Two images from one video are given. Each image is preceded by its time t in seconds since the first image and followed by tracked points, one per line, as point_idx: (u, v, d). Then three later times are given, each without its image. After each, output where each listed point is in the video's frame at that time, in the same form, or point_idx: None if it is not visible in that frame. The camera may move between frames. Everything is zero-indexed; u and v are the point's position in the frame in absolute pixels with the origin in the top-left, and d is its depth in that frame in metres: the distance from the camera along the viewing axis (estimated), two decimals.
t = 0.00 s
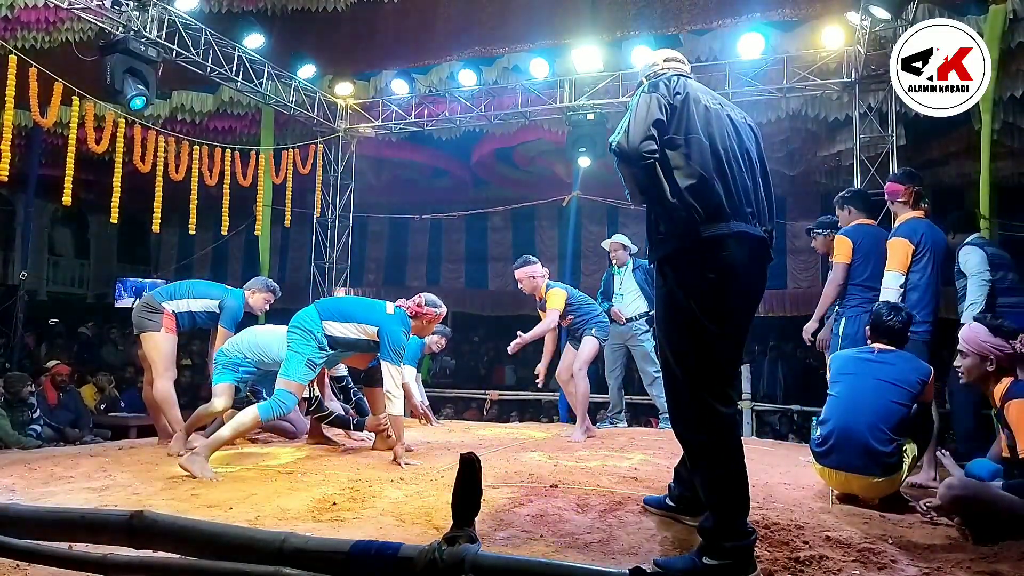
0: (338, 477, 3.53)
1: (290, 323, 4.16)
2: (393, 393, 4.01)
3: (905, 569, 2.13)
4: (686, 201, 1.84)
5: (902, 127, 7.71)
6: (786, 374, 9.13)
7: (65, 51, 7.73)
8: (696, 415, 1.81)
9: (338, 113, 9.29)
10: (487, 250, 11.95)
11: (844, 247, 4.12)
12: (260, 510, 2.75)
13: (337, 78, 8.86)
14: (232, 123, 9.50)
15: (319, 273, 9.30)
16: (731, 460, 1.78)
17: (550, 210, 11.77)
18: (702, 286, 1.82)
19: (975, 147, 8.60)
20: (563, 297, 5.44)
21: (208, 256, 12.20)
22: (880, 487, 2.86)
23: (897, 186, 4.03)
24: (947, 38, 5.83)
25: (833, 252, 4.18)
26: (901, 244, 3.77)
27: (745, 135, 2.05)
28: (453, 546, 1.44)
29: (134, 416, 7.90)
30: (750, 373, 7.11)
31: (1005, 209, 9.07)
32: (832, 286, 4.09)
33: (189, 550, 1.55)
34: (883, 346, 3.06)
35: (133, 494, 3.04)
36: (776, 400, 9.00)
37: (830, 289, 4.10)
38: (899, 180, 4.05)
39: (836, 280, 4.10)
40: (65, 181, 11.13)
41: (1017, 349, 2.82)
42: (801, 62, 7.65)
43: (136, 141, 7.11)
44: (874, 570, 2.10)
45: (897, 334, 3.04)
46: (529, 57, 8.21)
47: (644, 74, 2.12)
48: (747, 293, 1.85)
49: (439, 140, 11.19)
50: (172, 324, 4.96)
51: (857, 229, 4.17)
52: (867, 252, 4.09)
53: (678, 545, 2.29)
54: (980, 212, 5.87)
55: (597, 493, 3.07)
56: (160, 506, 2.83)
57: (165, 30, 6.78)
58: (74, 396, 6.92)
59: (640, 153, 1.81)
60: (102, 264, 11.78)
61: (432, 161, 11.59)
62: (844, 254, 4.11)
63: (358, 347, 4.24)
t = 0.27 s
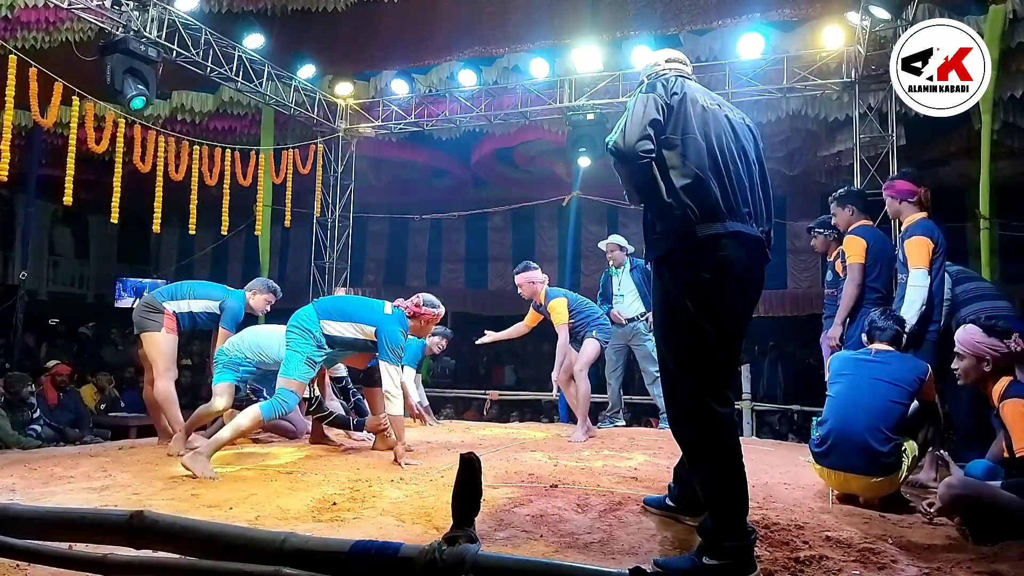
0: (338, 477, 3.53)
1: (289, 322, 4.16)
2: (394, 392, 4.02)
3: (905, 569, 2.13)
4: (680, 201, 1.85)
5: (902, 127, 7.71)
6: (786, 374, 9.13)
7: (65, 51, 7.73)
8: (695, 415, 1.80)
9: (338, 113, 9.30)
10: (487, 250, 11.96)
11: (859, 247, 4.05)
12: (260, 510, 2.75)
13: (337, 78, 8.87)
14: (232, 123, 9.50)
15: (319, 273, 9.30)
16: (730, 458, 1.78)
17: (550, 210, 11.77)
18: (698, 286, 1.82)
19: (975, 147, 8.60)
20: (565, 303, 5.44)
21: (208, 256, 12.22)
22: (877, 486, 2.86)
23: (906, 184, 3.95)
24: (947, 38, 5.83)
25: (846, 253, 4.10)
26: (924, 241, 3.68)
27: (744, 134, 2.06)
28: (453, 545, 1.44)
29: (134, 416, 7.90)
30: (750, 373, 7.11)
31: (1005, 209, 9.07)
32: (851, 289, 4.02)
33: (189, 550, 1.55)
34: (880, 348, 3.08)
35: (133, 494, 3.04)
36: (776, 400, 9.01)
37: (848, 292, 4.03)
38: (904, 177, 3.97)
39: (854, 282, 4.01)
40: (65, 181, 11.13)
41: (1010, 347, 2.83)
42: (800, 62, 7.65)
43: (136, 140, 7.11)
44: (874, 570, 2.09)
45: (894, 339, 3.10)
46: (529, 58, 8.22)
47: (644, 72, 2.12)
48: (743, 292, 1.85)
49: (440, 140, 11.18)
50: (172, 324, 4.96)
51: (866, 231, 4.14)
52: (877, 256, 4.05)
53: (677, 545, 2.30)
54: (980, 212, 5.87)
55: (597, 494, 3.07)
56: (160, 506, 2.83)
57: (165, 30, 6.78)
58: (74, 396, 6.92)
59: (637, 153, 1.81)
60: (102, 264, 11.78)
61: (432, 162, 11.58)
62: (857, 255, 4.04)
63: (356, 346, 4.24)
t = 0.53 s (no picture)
0: (337, 477, 3.53)
1: (288, 322, 4.17)
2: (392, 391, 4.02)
3: (905, 569, 2.13)
4: (680, 201, 1.85)
5: (902, 127, 7.71)
6: (786, 374, 9.13)
7: (64, 51, 7.73)
8: (695, 415, 1.80)
9: (338, 113, 9.30)
10: (487, 250, 11.97)
11: (868, 248, 4.03)
12: (260, 510, 2.75)
13: (337, 78, 8.87)
14: (232, 123, 9.51)
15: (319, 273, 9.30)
16: (729, 458, 1.78)
17: (550, 210, 11.78)
18: (698, 286, 1.82)
19: (975, 147, 8.60)
20: (560, 298, 5.50)
21: (208, 256, 12.22)
22: (877, 486, 2.86)
23: (913, 185, 3.93)
24: (947, 38, 5.83)
25: (854, 255, 4.08)
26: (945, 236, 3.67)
27: (745, 134, 2.06)
28: (453, 545, 1.44)
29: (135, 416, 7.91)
30: (749, 373, 7.11)
31: (1005, 209, 9.08)
32: (858, 291, 4.01)
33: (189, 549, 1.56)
34: (877, 350, 3.09)
35: (133, 494, 3.04)
36: (775, 400, 9.03)
37: (856, 293, 4.01)
38: (912, 177, 3.95)
39: (863, 284, 3.99)
40: (65, 181, 11.12)
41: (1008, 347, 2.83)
42: (800, 62, 7.65)
43: (136, 140, 7.10)
44: (874, 570, 2.09)
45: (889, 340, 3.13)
46: (529, 58, 8.22)
47: (646, 69, 2.12)
48: (743, 292, 1.85)
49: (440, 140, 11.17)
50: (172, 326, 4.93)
51: (870, 232, 4.14)
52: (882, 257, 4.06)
53: (677, 545, 2.30)
54: (980, 211, 5.87)
55: (597, 494, 3.07)
56: (160, 506, 2.83)
57: (165, 30, 6.78)
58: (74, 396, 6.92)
59: (638, 152, 1.81)
60: (102, 264, 11.78)
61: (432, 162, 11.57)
62: (863, 257, 4.03)
63: (355, 345, 4.24)
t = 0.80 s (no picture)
0: (338, 477, 3.53)
1: (289, 324, 4.15)
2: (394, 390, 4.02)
3: (905, 569, 2.13)
4: (680, 202, 1.84)
5: (902, 127, 7.71)
6: (785, 374, 9.14)
7: (64, 51, 7.73)
8: (695, 415, 1.80)
9: (338, 113, 9.30)
10: (487, 250, 11.97)
11: (869, 248, 4.04)
12: (260, 510, 2.75)
13: (337, 78, 8.87)
14: (232, 123, 9.50)
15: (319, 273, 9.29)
16: (729, 458, 1.78)
17: (550, 210, 11.78)
18: (697, 287, 1.82)
19: (975, 147, 8.60)
20: (558, 298, 5.52)
21: (208, 256, 12.22)
22: (878, 486, 2.86)
23: (918, 185, 3.92)
24: (947, 38, 5.82)
25: (856, 254, 4.08)
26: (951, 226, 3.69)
27: (746, 134, 2.06)
28: (453, 546, 1.44)
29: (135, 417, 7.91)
30: (749, 373, 7.10)
31: (1005, 209, 9.08)
32: (858, 290, 4.01)
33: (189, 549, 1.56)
34: (876, 350, 3.09)
35: (133, 494, 3.04)
36: (775, 400, 9.03)
37: (856, 292, 4.02)
38: (916, 177, 3.92)
39: (864, 284, 3.99)
40: (64, 181, 11.11)
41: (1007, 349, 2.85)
42: (801, 62, 7.64)
43: (136, 140, 7.10)
44: (874, 570, 2.09)
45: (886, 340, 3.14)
46: (529, 58, 8.21)
47: (648, 66, 2.12)
48: (742, 294, 1.85)
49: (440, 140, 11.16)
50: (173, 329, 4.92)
51: (871, 232, 4.14)
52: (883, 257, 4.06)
53: (677, 545, 2.30)
54: (980, 211, 5.86)
55: (597, 494, 3.07)
56: (160, 506, 2.83)
57: (165, 30, 6.78)
58: (74, 396, 6.92)
59: (638, 153, 1.81)
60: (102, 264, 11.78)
61: (432, 162, 11.56)
62: (864, 254, 4.04)
63: (357, 345, 4.24)
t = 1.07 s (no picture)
0: (337, 477, 3.53)
1: (291, 324, 4.16)
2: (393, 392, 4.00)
3: (906, 569, 2.13)
4: (680, 203, 1.84)
5: (902, 127, 7.71)
6: (785, 374, 9.14)
7: (65, 51, 7.73)
8: (694, 415, 1.80)
9: (338, 113, 9.30)
10: (487, 250, 11.98)
11: (865, 246, 4.04)
12: (260, 510, 2.75)
13: (337, 78, 8.87)
14: (232, 123, 9.51)
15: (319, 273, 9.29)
16: (728, 457, 1.78)
17: (550, 210, 11.80)
18: (697, 287, 1.82)
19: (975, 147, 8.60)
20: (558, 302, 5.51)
21: (208, 256, 12.22)
22: (878, 486, 2.86)
23: (920, 184, 3.92)
24: (948, 38, 5.82)
25: (851, 253, 4.08)
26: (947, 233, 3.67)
27: (747, 135, 2.06)
28: (453, 546, 1.44)
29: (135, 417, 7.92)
30: (749, 373, 7.11)
31: (1005, 209, 9.08)
32: (853, 288, 4.01)
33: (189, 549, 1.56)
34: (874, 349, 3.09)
35: (133, 494, 3.04)
36: (774, 400, 9.04)
37: (851, 290, 4.02)
38: (919, 177, 3.92)
39: (859, 283, 3.99)
40: (64, 181, 11.10)
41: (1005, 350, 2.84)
42: (800, 62, 7.65)
43: (136, 140, 7.10)
44: (874, 570, 2.09)
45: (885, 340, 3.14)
46: (529, 58, 8.20)
47: (649, 65, 2.12)
48: (742, 294, 1.85)
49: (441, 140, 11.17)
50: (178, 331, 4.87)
51: (870, 230, 4.12)
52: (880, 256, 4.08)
53: (676, 546, 2.30)
54: (980, 211, 5.87)
55: (597, 494, 3.07)
56: (160, 506, 2.83)
57: (165, 30, 6.78)
58: (74, 396, 6.92)
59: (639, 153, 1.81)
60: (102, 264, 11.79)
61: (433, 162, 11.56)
62: (860, 255, 4.03)
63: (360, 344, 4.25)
